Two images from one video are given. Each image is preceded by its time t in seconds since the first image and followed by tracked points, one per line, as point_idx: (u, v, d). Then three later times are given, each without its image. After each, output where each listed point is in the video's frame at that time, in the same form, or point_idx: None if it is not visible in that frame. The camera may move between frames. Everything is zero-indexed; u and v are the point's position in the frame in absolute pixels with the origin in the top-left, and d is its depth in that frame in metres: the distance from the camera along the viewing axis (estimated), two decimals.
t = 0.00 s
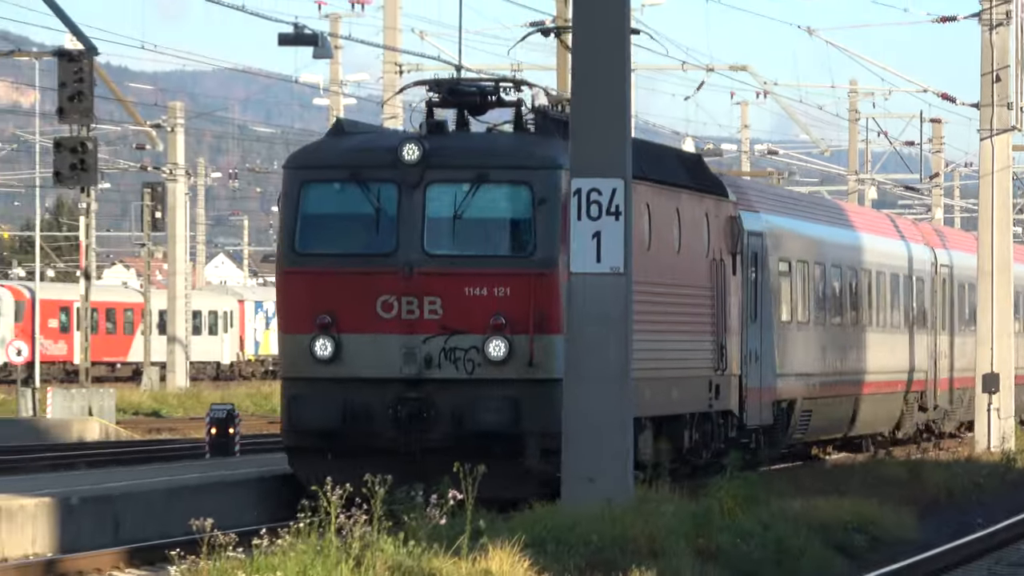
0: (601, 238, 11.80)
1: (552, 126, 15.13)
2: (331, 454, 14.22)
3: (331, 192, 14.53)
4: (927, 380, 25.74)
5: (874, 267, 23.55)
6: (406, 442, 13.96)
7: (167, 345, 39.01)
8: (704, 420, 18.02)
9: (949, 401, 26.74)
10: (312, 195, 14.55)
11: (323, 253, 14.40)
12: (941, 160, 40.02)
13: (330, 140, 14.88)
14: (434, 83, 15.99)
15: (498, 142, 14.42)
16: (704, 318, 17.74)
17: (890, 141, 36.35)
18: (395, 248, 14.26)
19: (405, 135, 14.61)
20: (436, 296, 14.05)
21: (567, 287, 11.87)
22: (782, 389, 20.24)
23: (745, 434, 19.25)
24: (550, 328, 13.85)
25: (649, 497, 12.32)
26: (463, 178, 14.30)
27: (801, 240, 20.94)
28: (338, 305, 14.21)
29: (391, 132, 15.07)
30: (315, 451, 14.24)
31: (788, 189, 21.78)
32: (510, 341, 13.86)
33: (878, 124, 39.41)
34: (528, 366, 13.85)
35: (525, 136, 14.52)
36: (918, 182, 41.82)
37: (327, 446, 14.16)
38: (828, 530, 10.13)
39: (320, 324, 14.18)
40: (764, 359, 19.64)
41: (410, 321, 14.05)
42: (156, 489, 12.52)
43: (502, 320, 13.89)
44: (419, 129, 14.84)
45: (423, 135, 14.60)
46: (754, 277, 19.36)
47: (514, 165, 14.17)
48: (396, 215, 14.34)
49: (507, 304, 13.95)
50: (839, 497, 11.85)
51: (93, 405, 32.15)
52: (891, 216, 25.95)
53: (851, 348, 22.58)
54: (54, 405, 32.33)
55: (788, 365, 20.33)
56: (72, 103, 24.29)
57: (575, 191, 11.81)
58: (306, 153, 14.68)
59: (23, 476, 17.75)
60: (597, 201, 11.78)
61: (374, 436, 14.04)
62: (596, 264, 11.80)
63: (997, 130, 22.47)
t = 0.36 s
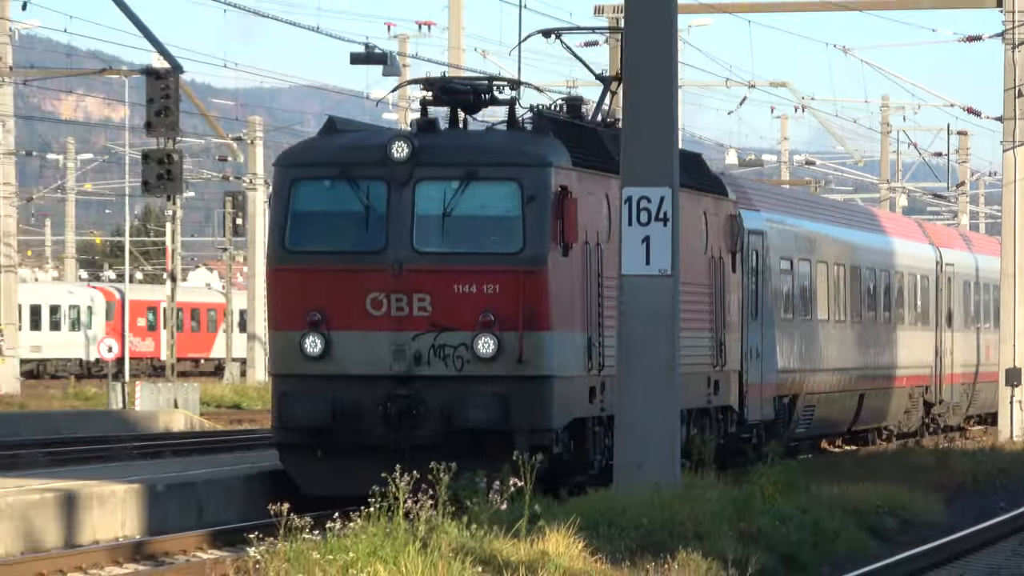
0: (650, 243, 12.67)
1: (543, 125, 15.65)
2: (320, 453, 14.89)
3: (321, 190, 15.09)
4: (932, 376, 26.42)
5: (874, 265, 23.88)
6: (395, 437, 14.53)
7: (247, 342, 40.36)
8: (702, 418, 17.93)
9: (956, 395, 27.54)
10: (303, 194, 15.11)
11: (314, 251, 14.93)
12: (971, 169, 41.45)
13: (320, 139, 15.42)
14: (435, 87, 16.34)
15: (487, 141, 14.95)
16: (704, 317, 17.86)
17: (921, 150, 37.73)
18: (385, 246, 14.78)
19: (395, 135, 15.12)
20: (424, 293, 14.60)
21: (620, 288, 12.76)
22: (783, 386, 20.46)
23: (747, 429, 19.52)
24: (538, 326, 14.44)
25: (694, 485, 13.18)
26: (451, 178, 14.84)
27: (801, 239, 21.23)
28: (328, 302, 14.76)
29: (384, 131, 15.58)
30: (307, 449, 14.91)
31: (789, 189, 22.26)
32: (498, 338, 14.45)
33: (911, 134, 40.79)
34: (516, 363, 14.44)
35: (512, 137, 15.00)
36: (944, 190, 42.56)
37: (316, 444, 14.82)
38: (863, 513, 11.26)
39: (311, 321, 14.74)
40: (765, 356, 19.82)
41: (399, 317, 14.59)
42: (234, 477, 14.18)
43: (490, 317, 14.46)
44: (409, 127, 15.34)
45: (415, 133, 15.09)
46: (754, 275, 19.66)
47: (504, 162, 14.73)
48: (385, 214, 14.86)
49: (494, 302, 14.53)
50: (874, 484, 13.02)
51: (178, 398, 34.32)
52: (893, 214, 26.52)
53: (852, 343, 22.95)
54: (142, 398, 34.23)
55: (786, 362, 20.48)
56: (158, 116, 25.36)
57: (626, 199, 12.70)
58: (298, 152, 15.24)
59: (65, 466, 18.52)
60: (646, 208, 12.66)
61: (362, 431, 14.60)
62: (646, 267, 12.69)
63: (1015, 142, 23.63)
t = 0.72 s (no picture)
0: (693, 250, 13.84)
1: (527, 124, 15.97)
2: (302, 452, 15.17)
3: (304, 189, 15.35)
4: (935, 373, 26.84)
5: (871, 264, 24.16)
6: (376, 436, 14.82)
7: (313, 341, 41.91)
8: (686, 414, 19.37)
9: (958, 392, 28.00)
10: (283, 194, 15.40)
11: (295, 250, 15.23)
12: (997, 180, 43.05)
13: (302, 137, 15.67)
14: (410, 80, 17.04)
15: (468, 139, 15.22)
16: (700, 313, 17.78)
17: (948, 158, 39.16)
18: (368, 244, 15.09)
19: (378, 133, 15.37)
20: (407, 293, 14.92)
21: (664, 291, 13.95)
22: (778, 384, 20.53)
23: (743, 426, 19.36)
24: (520, 325, 14.76)
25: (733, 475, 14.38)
26: (435, 177, 15.13)
27: (799, 240, 21.47)
28: (309, 302, 15.07)
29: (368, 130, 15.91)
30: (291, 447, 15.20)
31: (815, 198, 23.29)
32: (480, 337, 14.77)
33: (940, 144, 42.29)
34: (497, 363, 14.77)
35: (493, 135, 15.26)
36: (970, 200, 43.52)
37: (299, 442, 15.09)
38: (891, 501, 12.27)
39: (292, 320, 15.05)
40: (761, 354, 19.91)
41: (381, 316, 14.92)
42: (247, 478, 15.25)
43: (473, 317, 14.77)
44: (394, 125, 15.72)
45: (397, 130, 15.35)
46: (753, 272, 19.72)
47: (486, 161, 15.00)
48: (366, 212, 15.15)
49: (477, 301, 14.84)
50: (902, 474, 14.14)
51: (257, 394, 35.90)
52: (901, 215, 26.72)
53: (848, 344, 23.17)
54: (222, 393, 36.01)
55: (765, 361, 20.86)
56: (236, 132, 26.24)
57: (671, 208, 13.86)
58: (282, 148, 15.50)
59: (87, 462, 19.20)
60: (689, 218, 13.83)
61: (345, 430, 14.95)
62: (690, 271, 13.87)
63: None
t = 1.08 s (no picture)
0: (742, 257, 15.36)
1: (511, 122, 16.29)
2: (285, 456, 15.44)
3: (287, 189, 15.68)
4: (947, 373, 27.66)
5: (874, 264, 24.70)
6: (359, 437, 15.04)
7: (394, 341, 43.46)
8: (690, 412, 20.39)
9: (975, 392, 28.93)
10: (266, 195, 15.71)
11: (279, 250, 15.54)
12: None
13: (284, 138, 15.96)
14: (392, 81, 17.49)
15: (452, 138, 15.54)
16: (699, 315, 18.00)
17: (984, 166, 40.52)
18: (350, 245, 15.36)
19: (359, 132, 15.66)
20: (390, 293, 15.22)
21: (718, 295, 15.51)
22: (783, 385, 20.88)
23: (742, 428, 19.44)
24: (506, 325, 15.20)
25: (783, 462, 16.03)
26: (418, 176, 15.44)
27: (799, 243, 21.71)
28: (292, 304, 15.36)
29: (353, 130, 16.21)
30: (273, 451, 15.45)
31: (857, 207, 25.22)
32: (465, 337, 15.10)
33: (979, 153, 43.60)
34: (480, 364, 15.14)
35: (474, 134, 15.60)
36: (1000, 207, 44.07)
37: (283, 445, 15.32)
38: (930, 491, 13.41)
39: (276, 321, 15.34)
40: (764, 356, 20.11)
41: (363, 315, 15.21)
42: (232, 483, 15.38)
43: (458, 317, 15.13)
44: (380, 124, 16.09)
45: (380, 130, 15.65)
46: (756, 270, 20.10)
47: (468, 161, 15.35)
48: (348, 212, 15.43)
49: (461, 301, 15.20)
50: (939, 464, 15.38)
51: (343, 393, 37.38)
52: (910, 220, 27.17)
53: (864, 346, 24.15)
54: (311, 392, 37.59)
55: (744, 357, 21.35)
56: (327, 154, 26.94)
57: (722, 219, 15.37)
58: (266, 149, 15.81)
59: (108, 461, 19.80)
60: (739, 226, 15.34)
61: (329, 431, 15.20)
62: (740, 276, 15.37)
63: None
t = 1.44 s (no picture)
0: (789, 263, 16.90)
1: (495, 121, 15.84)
2: (258, 461, 15.08)
3: (260, 188, 15.29)
4: (957, 373, 28.74)
5: (910, 271, 26.82)
6: (334, 442, 14.65)
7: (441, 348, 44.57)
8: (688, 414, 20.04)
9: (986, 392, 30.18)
10: (241, 193, 15.34)
11: (252, 249, 15.15)
12: None
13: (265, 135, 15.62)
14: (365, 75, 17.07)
15: (431, 137, 15.14)
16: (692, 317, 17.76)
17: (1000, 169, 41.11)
18: (324, 244, 14.92)
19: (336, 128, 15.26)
20: (366, 293, 14.77)
21: (767, 300, 17.08)
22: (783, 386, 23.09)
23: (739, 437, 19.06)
24: (486, 328, 14.75)
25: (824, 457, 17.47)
26: (395, 174, 15.02)
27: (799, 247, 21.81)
28: (266, 304, 14.96)
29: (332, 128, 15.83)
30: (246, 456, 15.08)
31: (894, 218, 27.50)
32: (443, 339, 14.66)
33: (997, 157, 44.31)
34: (458, 367, 14.70)
35: (454, 130, 15.15)
36: None
37: (256, 450, 14.94)
38: (965, 486, 14.48)
39: (250, 323, 14.97)
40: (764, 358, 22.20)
41: (338, 317, 14.75)
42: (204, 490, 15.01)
43: (435, 319, 14.68)
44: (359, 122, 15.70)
45: (358, 127, 15.25)
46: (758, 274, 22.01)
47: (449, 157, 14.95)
48: (323, 211, 15.02)
49: (439, 302, 14.74)
50: (969, 461, 16.43)
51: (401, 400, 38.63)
52: (930, 228, 29.11)
53: (903, 346, 26.31)
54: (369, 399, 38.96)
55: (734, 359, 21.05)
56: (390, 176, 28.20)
57: (770, 228, 16.93)
58: (242, 148, 15.48)
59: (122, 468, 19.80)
60: (786, 235, 16.89)
61: (303, 436, 14.83)
62: (787, 282, 16.92)
63: None
